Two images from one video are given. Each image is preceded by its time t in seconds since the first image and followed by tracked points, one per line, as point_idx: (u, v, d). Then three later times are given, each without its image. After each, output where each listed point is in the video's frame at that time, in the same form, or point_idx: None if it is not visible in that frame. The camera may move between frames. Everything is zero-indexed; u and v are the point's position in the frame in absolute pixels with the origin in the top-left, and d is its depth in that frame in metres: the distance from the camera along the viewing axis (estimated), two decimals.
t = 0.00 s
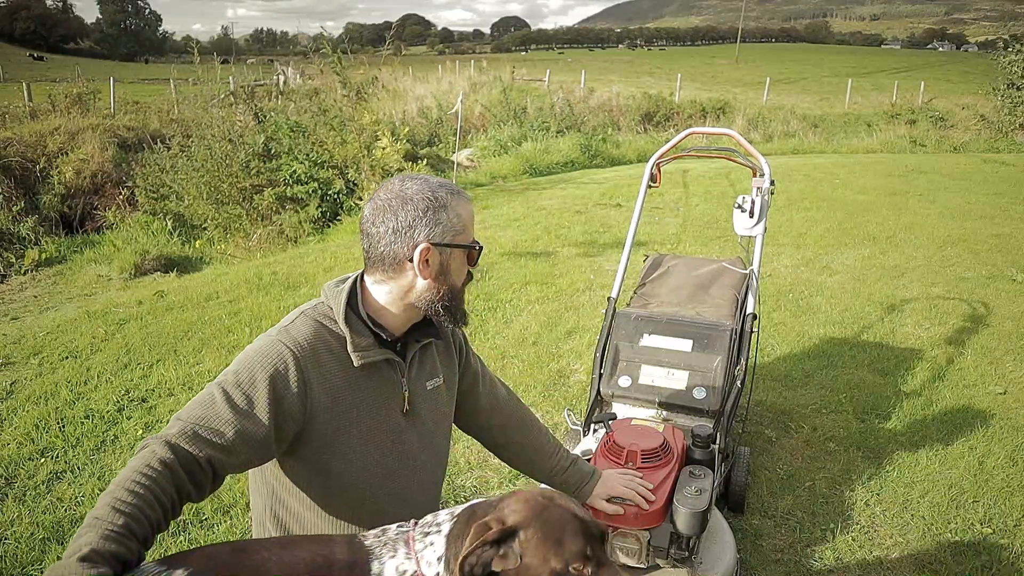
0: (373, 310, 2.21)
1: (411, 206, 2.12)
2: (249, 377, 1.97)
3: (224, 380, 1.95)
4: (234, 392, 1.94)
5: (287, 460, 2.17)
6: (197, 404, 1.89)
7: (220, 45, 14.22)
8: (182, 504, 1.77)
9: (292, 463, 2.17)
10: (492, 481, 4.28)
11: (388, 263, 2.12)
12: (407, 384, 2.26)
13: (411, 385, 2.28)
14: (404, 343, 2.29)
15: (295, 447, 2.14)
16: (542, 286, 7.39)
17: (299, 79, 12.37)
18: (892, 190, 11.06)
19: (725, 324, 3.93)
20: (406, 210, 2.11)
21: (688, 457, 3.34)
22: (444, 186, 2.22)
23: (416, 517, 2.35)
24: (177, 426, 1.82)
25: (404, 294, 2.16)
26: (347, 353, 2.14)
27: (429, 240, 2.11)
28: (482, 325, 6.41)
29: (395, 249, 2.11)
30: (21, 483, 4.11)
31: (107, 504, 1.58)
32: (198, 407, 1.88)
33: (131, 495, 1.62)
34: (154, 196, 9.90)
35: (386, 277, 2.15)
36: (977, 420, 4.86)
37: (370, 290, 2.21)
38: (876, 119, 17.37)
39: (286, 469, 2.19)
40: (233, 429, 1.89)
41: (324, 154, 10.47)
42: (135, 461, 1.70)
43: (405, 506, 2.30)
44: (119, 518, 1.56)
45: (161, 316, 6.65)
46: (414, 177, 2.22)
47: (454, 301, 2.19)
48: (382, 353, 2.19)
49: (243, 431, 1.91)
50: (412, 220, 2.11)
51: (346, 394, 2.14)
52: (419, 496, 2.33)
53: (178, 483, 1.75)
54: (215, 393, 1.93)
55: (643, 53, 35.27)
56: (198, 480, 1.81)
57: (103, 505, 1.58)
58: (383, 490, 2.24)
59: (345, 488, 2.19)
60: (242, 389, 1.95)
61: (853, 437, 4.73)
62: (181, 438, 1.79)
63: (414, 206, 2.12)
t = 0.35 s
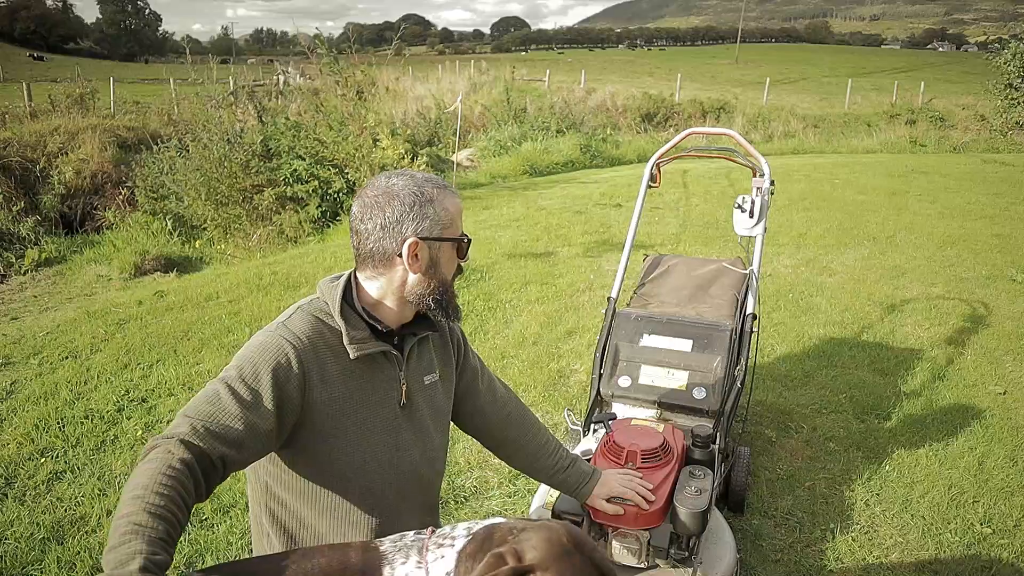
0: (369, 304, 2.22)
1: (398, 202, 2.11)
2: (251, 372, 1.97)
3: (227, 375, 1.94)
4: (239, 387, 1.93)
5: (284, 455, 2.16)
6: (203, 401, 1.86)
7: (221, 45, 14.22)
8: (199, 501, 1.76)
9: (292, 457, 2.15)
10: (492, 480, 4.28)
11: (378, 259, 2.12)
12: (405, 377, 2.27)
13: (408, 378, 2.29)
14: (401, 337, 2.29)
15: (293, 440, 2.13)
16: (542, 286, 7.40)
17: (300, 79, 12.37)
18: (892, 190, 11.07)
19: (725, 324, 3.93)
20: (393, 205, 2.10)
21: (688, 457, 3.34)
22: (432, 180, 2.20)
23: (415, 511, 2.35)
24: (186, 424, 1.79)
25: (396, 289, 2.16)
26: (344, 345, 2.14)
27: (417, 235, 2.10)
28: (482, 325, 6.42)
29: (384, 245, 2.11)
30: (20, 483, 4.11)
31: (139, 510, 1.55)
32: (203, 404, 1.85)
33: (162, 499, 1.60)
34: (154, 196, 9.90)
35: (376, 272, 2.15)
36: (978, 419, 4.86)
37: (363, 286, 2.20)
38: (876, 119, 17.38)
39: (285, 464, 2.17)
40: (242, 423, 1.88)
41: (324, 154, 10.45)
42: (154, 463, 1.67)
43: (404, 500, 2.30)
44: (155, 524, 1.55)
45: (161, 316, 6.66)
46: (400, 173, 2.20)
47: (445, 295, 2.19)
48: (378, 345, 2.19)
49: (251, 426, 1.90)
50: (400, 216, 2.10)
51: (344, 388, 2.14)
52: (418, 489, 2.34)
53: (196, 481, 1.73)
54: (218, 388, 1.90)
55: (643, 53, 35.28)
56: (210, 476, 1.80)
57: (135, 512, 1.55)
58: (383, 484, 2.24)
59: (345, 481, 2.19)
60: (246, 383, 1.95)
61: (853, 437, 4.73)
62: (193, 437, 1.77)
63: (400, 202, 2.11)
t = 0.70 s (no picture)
0: (371, 306, 2.22)
1: (401, 202, 2.11)
2: (247, 379, 1.97)
3: (223, 382, 1.95)
4: (234, 394, 1.93)
5: (285, 460, 2.14)
6: (196, 409, 1.87)
7: (221, 45, 14.22)
8: (197, 507, 1.77)
9: (293, 462, 2.14)
10: (492, 480, 4.28)
11: (382, 260, 2.12)
12: (407, 380, 2.27)
13: (410, 381, 2.29)
14: (404, 339, 2.29)
15: (294, 445, 2.12)
16: (542, 286, 7.40)
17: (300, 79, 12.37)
18: (892, 190, 11.07)
19: (725, 324, 3.93)
20: (397, 206, 2.10)
21: (688, 457, 3.35)
22: (436, 180, 2.20)
23: (417, 514, 2.35)
24: (180, 432, 1.80)
25: (400, 290, 2.16)
26: (346, 349, 2.14)
27: (421, 235, 2.10)
28: (482, 325, 6.42)
29: (387, 246, 2.11)
30: (20, 484, 4.11)
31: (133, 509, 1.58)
32: (198, 413, 1.87)
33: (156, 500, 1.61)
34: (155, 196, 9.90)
35: (380, 273, 2.15)
36: (978, 419, 4.86)
37: (366, 287, 2.20)
38: (876, 119, 17.38)
39: (285, 469, 2.16)
40: (235, 430, 1.89)
41: (324, 154, 10.45)
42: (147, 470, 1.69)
43: (406, 503, 2.30)
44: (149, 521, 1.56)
45: (161, 316, 6.65)
46: (403, 173, 2.20)
47: (450, 295, 2.19)
48: (381, 348, 2.19)
49: (246, 431, 1.91)
50: (403, 217, 2.10)
51: (344, 391, 2.14)
52: (420, 491, 2.34)
53: (191, 486, 1.75)
54: (213, 397, 1.91)
55: (643, 53, 35.28)
56: (207, 484, 1.81)
57: (129, 513, 1.57)
58: (386, 487, 2.24)
59: (347, 487, 2.18)
60: (241, 390, 1.95)
61: (853, 437, 4.73)
62: (187, 444, 1.78)
63: (403, 203, 2.10)
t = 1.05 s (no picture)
0: (370, 309, 2.22)
1: (398, 204, 2.10)
2: (251, 384, 1.97)
3: (227, 387, 1.94)
4: (238, 399, 1.93)
5: (284, 463, 2.14)
6: (204, 413, 1.88)
7: (221, 45, 14.22)
8: (201, 514, 1.80)
9: (294, 466, 2.14)
10: (492, 480, 4.28)
11: (380, 263, 2.12)
12: (406, 383, 2.27)
13: (409, 384, 2.29)
14: (403, 343, 2.30)
15: (294, 449, 2.12)
16: (542, 286, 7.40)
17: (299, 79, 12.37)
18: (891, 190, 11.07)
19: (725, 324, 3.93)
20: (393, 208, 2.10)
21: (688, 457, 3.34)
22: (431, 180, 2.20)
23: (416, 516, 2.36)
24: (186, 438, 1.82)
25: (399, 292, 2.16)
26: (346, 354, 2.14)
27: (418, 238, 2.10)
28: (482, 325, 6.42)
29: (384, 248, 2.11)
30: (20, 483, 4.11)
31: (126, 527, 1.61)
32: (205, 417, 1.87)
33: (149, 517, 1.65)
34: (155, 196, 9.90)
35: (378, 276, 2.15)
36: (977, 420, 4.86)
37: (365, 290, 2.20)
38: (876, 119, 17.39)
39: (285, 473, 2.16)
40: (241, 435, 1.89)
41: (324, 154, 10.44)
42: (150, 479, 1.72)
43: (405, 506, 2.31)
44: (137, 543, 1.60)
45: (161, 316, 6.66)
46: (399, 173, 2.19)
47: (449, 297, 2.20)
48: (381, 352, 2.19)
49: (251, 437, 1.91)
50: (401, 219, 2.09)
51: (345, 396, 2.14)
52: (418, 495, 2.35)
53: (193, 496, 1.76)
54: (219, 400, 1.92)
55: (643, 53, 35.30)
56: (213, 491, 1.82)
57: (121, 526, 1.62)
58: (384, 491, 2.24)
59: (347, 491, 2.18)
60: (246, 395, 1.95)
61: (853, 437, 4.74)
62: (192, 452, 1.79)
63: (400, 205, 2.10)
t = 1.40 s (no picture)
0: (375, 311, 2.22)
1: (404, 207, 2.10)
2: (256, 386, 1.97)
3: (232, 389, 1.95)
4: (244, 402, 1.93)
5: (287, 466, 2.14)
6: (209, 415, 1.89)
7: (220, 45, 14.22)
8: (203, 517, 1.81)
9: (296, 469, 2.14)
10: (492, 480, 4.28)
11: (385, 265, 2.13)
12: (409, 384, 2.27)
13: (412, 386, 2.30)
14: (407, 345, 2.30)
15: (296, 452, 2.12)
16: (542, 286, 7.40)
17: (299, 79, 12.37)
18: (891, 190, 11.07)
19: (725, 324, 3.93)
20: (400, 211, 2.09)
21: (688, 456, 3.35)
22: (439, 182, 2.20)
23: (417, 517, 2.36)
24: (191, 439, 1.84)
25: (405, 294, 2.17)
26: (351, 356, 2.14)
27: (425, 241, 2.10)
28: (482, 324, 6.42)
29: (390, 251, 2.11)
30: (21, 483, 4.11)
31: (123, 531, 1.64)
32: (211, 417, 1.89)
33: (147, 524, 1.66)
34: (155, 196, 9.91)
35: (382, 279, 2.16)
36: (977, 419, 4.87)
37: (370, 292, 2.21)
38: (876, 119, 17.41)
39: (285, 476, 2.16)
40: (246, 437, 1.89)
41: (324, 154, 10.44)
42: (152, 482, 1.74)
43: (407, 509, 2.32)
44: (131, 549, 1.62)
45: (161, 316, 6.66)
46: (406, 175, 2.18)
47: (453, 300, 2.20)
48: (385, 355, 2.19)
49: (256, 439, 1.91)
50: (407, 222, 2.09)
51: (348, 398, 2.14)
52: (420, 497, 2.35)
53: (194, 500, 1.78)
54: (224, 402, 1.92)
55: (642, 53, 35.34)
56: (217, 493, 1.83)
57: (121, 529, 1.66)
58: (386, 495, 2.25)
59: (349, 495, 2.19)
60: (251, 397, 1.95)
61: (853, 437, 4.74)
62: (195, 455, 1.80)
63: (406, 207, 2.09)
